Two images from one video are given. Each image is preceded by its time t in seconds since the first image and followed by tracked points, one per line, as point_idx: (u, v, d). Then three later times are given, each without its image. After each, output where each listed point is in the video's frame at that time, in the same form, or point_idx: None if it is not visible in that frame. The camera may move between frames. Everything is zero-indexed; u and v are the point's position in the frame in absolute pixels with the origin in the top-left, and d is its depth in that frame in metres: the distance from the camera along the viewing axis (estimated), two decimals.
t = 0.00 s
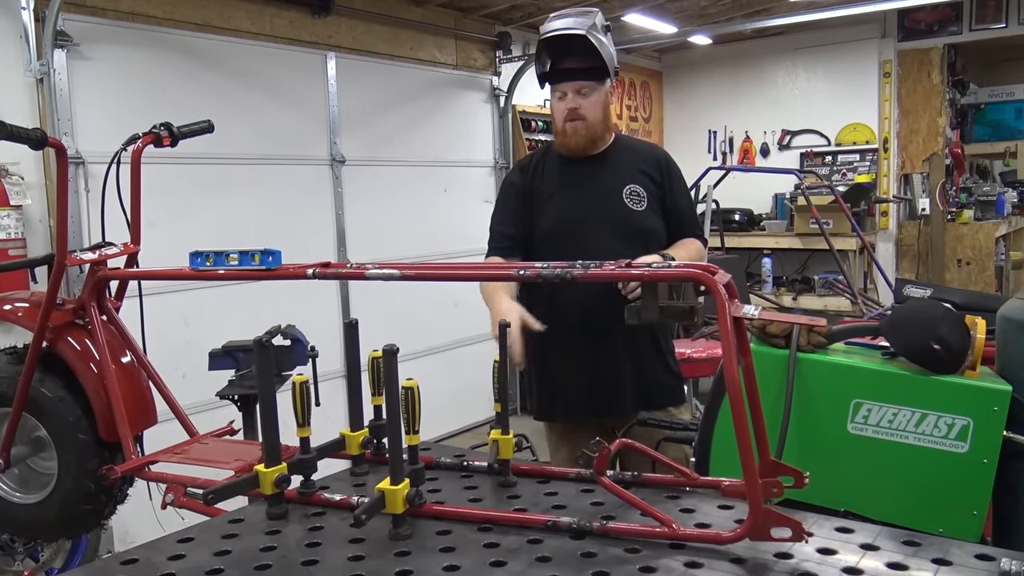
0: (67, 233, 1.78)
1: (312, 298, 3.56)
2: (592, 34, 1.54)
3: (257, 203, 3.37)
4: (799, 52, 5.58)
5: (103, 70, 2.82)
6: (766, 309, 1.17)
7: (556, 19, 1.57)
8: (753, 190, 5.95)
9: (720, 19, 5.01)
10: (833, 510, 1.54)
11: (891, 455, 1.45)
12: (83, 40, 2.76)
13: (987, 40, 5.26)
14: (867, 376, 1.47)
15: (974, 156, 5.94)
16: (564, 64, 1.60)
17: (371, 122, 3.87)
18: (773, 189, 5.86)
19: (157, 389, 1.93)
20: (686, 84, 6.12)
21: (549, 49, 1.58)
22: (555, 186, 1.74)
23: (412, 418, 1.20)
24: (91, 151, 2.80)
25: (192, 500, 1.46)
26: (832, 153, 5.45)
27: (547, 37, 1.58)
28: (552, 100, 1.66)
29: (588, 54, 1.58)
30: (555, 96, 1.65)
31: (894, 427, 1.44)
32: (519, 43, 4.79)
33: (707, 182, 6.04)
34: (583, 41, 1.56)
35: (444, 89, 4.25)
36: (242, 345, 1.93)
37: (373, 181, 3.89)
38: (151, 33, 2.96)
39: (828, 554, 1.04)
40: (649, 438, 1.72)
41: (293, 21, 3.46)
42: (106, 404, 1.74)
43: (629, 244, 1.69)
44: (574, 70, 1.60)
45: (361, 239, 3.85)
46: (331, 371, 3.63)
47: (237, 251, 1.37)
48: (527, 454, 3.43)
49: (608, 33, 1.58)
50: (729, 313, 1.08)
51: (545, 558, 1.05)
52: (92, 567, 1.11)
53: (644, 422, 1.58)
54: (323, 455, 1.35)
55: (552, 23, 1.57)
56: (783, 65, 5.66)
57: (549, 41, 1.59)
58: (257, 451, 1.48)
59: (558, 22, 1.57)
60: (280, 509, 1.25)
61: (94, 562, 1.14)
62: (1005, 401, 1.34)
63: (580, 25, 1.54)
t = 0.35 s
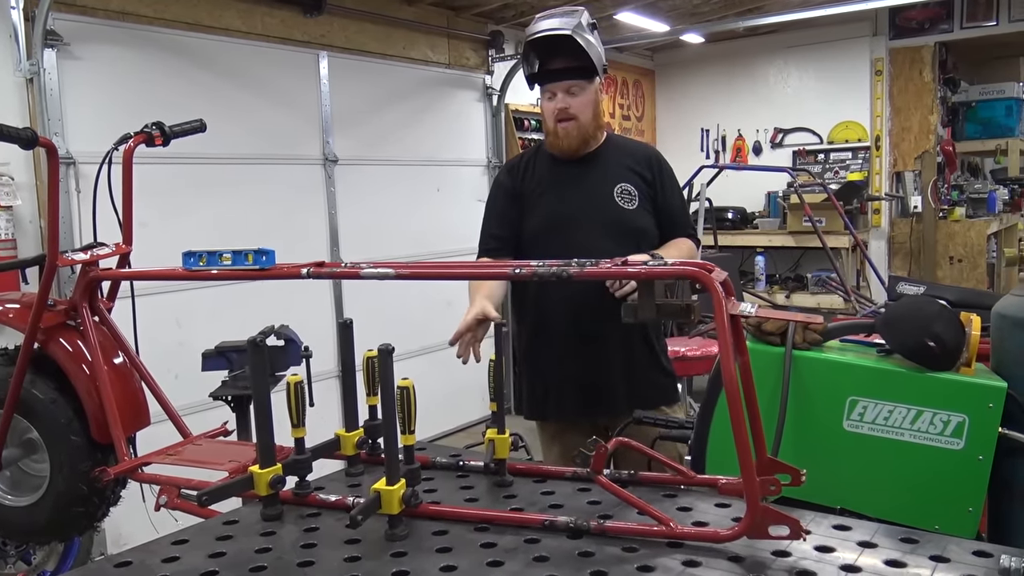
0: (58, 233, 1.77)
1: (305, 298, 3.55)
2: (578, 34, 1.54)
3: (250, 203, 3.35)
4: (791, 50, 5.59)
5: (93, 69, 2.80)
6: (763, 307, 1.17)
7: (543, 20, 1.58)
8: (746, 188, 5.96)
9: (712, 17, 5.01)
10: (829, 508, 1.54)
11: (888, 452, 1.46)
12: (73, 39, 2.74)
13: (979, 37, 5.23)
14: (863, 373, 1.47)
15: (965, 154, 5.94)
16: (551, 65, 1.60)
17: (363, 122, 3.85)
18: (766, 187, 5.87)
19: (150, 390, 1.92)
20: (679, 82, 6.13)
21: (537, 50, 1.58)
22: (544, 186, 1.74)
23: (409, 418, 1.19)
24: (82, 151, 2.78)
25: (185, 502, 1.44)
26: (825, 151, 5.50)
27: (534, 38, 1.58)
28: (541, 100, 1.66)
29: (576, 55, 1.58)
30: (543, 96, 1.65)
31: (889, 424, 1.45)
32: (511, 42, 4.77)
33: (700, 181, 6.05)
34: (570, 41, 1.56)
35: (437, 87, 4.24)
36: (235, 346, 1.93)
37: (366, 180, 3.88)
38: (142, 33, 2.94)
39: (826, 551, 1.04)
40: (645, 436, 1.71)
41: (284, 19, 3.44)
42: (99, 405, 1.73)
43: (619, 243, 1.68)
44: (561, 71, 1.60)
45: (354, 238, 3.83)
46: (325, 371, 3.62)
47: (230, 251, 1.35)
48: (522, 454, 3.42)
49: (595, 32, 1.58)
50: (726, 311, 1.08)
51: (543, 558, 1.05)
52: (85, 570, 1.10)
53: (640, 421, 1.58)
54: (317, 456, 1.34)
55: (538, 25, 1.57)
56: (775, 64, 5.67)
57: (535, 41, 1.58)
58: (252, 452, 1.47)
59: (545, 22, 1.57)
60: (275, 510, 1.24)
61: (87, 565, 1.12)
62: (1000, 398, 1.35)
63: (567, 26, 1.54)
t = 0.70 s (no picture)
0: (49, 228, 1.75)
1: (298, 294, 3.54)
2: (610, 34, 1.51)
3: (242, 199, 3.34)
4: (785, 49, 5.61)
5: (85, 63, 2.78)
6: (757, 305, 1.17)
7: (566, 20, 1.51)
8: (739, 186, 5.97)
9: (707, 15, 5.01)
10: (822, 506, 1.55)
11: (880, 450, 1.46)
12: (65, 33, 2.72)
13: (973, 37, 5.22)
14: (856, 371, 1.47)
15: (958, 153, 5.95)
16: (570, 63, 1.52)
17: (357, 118, 3.84)
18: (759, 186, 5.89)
19: (142, 386, 1.91)
20: (673, 81, 6.14)
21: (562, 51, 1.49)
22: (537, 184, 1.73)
23: (401, 416, 1.14)
24: (73, 145, 2.76)
25: (177, 498, 1.43)
26: (819, 149, 5.45)
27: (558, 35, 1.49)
28: (552, 99, 1.60)
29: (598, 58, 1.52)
30: (557, 95, 1.59)
31: (882, 422, 1.45)
32: (506, 39, 4.77)
33: (694, 179, 6.06)
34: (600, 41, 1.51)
35: (431, 84, 4.23)
36: (227, 342, 1.92)
37: (359, 176, 3.86)
38: (135, 27, 2.93)
39: (819, 549, 1.04)
40: (637, 434, 1.72)
41: (278, 15, 3.43)
42: (90, 401, 1.72)
43: (613, 240, 1.68)
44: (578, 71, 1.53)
45: (348, 235, 3.83)
46: (317, 368, 3.61)
47: (223, 246, 1.35)
48: (515, 452, 3.41)
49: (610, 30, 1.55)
50: (720, 308, 1.08)
51: (536, 554, 1.05)
52: (75, 565, 1.09)
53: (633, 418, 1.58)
54: (310, 453, 1.34)
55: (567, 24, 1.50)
56: (769, 62, 5.68)
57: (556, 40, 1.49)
58: (244, 449, 1.46)
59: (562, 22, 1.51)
60: (267, 507, 1.24)
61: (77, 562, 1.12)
62: (992, 396, 1.35)
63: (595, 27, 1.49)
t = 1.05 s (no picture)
0: (41, 226, 1.74)
1: (292, 293, 3.53)
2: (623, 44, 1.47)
3: (236, 197, 3.33)
4: (778, 47, 5.62)
5: (77, 61, 2.77)
6: (751, 303, 1.17)
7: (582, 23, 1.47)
8: (733, 184, 5.98)
9: (701, 13, 5.01)
10: (816, 503, 1.56)
11: (873, 447, 1.47)
12: (57, 31, 2.70)
13: (966, 36, 5.21)
14: (849, 369, 1.48)
15: (951, 151, 5.96)
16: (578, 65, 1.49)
17: (351, 116, 3.84)
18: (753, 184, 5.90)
19: (135, 384, 1.90)
20: (667, 79, 6.15)
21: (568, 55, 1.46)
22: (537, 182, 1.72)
23: (396, 414, 1.17)
24: (66, 144, 2.75)
25: (171, 497, 1.43)
26: (812, 147, 5.51)
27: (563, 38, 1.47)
28: (556, 99, 1.59)
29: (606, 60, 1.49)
30: (561, 96, 1.58)
31: (875, 419, 1.46)
32: (500, 37, 4.76)
33: (688, 177, 6.07)
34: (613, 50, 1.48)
35: (425, 82, 4.23)
36: (220, 340, 1.92)
37: (353, 174, 3.86)
38: (127, 25, 2.91)
39: (812, 546, 1.04)
40: (633, 431, 1.71)
41: (271, 13, 3.42)
42: (83, 400, 1.71)
43: (614, 238, 1.68)
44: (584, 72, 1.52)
45: (342, 233, 3.82)
46: (311, 367, 3.61)
47: (217, 245, 1.34)
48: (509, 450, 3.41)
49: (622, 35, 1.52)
50: (713, 306, 1.07)
51: (530, 553, 1.05)
52: (68, 565, 1.09)
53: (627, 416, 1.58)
54: (304, 451, 1.34)
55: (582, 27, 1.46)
56: (763, 60, 5.69)
57: (562, 42, 1.47)
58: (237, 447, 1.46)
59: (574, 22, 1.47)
60: (260, 505, 1.24)
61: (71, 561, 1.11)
62: (984, 393, 1.36)
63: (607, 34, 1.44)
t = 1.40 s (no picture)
0: (33, 223, 1.74)
1: (285, 292, 3.53)
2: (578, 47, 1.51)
3: (230, 195, 3.32)
4: (773, 47, 5.63)
5: (70, 58, 2.76)
6: (743, 301, 1.17)
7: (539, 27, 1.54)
8: (727, 183, 5.99)
9: (696, 12, 5.01)
10: (808, 502, 1.57)
11: (865, 445, 1.48)
12: (50, 27, 2.69)
13: (959, 36, 5.23)
14: (842, 368, 1.49)
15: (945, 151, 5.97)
16: (546, 67, 1.56)
17: (346, 113, 3.83)
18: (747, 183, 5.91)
19: (127, 382, 1.90)
20: (662, 78, 6.15)
21: (529, 56, 1.54)
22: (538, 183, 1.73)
23: (389, 412, 1.14)
24: (59, 141, 2.74)
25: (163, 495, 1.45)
26: (806, 147, 5.52)
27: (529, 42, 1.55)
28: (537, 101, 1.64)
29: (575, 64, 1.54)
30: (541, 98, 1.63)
31: (867, 418, 1.47)
32: (495, 36, 4.75)
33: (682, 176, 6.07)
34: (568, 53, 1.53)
35: (420, 81, 4.22)
36: (214, 338, 1.92)
37: (347, 173, 3.85)
38: (120, 21, 2.90)
39: (803, 544, 1.04)
40: (627, 429, 1.72)
41: (265, 10, 3.41)
42: (75, 398, 1.71)
43: (615, 240, 1.68)
44: (556, 74, 1.56)
45: (336, 231, 3.81)
46: (304, 365, 3.61)
47: (209, 243, 1.34)
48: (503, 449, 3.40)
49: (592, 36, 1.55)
50: (706, 305, 1.07)
51: (522, 551, 1.05)
52: (59, 564, 1.08)
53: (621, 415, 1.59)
54: (297, 450, 1.33)
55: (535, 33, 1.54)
56: (757, 60, 5.71)
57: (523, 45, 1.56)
58: (230, 445, 1.46)
59: (540, 25, 1.55)
60: (253, 504, 1.23)
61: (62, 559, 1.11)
62: (976, 393, 1.37)
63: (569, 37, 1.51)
